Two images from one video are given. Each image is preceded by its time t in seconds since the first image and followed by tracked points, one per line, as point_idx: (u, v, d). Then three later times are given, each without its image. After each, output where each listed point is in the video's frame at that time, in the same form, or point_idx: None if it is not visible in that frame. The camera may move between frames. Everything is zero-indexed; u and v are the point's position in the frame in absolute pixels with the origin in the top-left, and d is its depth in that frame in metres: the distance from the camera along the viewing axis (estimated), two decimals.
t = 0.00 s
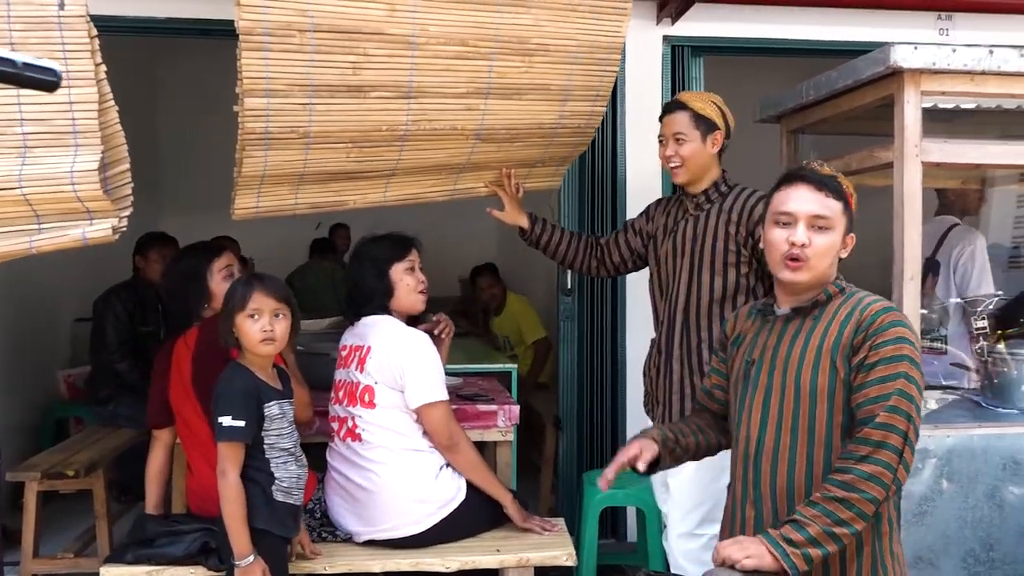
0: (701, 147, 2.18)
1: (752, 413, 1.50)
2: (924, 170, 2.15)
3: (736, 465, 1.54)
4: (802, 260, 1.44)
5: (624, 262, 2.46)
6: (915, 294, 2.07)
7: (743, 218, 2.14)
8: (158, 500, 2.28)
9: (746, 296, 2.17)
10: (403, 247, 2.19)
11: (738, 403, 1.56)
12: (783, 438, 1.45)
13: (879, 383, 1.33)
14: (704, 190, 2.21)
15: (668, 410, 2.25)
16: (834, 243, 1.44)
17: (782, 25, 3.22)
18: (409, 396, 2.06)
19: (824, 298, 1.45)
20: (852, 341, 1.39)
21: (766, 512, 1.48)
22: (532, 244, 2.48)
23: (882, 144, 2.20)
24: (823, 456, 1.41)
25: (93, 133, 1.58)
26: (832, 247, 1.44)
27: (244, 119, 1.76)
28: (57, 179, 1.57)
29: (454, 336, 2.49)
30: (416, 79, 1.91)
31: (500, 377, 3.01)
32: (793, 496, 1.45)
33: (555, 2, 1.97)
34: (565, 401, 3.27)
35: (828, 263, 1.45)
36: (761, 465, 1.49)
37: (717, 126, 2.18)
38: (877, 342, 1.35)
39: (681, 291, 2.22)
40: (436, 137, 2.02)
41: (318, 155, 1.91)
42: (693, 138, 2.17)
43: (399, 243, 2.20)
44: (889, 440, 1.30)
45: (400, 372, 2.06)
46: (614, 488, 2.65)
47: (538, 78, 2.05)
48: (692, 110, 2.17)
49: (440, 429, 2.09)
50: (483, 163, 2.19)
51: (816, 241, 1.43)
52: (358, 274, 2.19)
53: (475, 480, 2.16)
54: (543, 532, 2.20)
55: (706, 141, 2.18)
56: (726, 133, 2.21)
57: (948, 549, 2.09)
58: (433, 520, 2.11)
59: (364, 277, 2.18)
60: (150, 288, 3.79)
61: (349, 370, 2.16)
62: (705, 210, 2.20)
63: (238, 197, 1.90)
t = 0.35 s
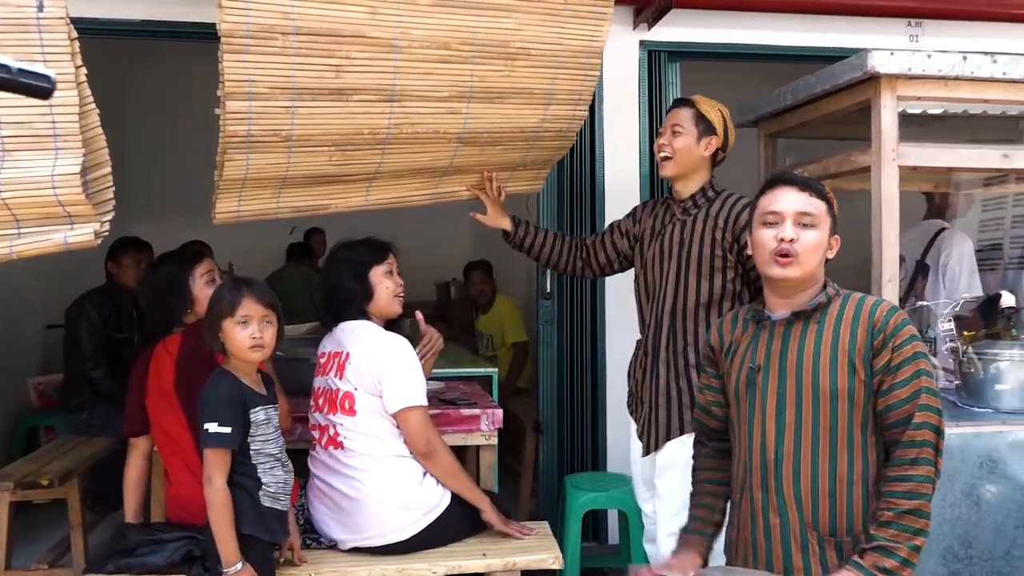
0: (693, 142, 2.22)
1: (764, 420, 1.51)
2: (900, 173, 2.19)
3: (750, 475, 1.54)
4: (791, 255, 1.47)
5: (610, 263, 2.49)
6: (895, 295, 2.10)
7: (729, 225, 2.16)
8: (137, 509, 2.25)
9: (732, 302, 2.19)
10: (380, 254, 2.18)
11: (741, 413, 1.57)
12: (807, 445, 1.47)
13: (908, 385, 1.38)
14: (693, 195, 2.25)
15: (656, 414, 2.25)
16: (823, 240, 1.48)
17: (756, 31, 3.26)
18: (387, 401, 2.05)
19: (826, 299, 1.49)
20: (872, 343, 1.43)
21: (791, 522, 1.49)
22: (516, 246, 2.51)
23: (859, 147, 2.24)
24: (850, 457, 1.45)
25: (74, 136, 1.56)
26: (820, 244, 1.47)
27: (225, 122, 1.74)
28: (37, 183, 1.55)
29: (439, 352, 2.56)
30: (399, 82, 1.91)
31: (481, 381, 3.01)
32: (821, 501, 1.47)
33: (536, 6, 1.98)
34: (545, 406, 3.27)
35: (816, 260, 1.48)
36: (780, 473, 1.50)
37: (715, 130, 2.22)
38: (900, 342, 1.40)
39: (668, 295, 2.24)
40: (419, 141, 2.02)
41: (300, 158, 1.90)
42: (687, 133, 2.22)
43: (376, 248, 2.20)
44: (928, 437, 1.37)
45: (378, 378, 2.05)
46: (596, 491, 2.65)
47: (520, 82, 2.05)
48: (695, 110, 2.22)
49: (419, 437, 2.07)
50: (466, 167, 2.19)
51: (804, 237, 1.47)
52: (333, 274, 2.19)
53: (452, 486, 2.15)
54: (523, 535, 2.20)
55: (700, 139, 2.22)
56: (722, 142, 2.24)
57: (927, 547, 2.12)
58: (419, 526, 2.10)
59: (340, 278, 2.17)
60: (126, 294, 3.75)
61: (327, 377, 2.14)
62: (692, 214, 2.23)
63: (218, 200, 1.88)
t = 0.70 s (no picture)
0: (688, 148, 2.23)
1: (781, 419, 1.56)
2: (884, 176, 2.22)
3: (766, 474, 1.59)
4: (766, 261, 1.57)
5: (602, 266, 2.50)
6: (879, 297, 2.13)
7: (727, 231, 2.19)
8: (123, 513, 2.25)
9: (727, 306, 2.23)
10: (371, 248, 2.19)
11: (757, 409, 1.62)
12: (823, 448, 1.52)
13: (936, 392, 1.42)
14: (689, 201, 2.26)
15: (651, 418, 2.27)
16: (793, 239, 1.54)
17: (740, 35, 3.29)
18: (371, 403, 2.04)
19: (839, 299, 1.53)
20: (895, 349, 1.45)
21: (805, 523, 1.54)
22: (506, 249, 2.51)
23: (843, 150, 2.27)
24: (870, 460, 1.49)
25: (61, 138, 1.55)
26: (789, 243, 1.54)
27: (214, 124, 1.74)
28: (25, 185, 1.53)
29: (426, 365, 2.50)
30: (388, 84, 1.90)
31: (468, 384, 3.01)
32: (837, 503, 1.51)
33: (525, 9, 1.97)
34: (531, 408, 3.29)
35: (791, 257, 1.54)
36: (795, 473, 1.55)
37: (710, 135, 2.24)
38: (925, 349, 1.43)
39: (664, 298, 2.26)
40: (407, 143, 2.02)
41: (289, 161, 1.89)
42: (682, 138, 2.24)
43: (373, 249, 2.20)
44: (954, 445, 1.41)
45: (360, 382, 2.04)
46: (584, 492, 2.66)
47: (509, 85, 2.05)
48: (690, 116, 2.25)
49: (406, 436, 2.07)
50: (454, 170, 2.19)
51: (773, 242, 1.56)
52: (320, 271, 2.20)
53: (445, 484, 2.15)
54: (511, 537, 2.20)
55: (698, 148, 2.24)
56: (718, 149, 2.26)
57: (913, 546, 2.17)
58: (407, 526, 2.10)
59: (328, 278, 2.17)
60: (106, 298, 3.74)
61: (311, 380, 2.14)
62: (689, 220, 2.25)
63: (206, 204, 1.88)
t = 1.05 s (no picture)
0: (614, 163, 2.26)
1: (747, 434, 1.57)
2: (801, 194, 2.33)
3: (734, 489, 1.60)
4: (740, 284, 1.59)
5: (538, 278, 2.52)
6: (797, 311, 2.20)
7: (661, 244, 2.24)
8: (32, 542, 2.18)
9: (662, 319, 2.29)
10: (316, 270, 2.14)
11: (730, 424, 1.64)
12: (785, 464, 1.51)
13: (893, 411, 1.40)
14: (625, 213, 2.30)
15: (589, 435, 2.28)
16: (765, 263, 1.56)
17: (665, 55, 3.37)
18: (300, 421, 2.00)
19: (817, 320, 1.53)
20: (858, 366, 1.45)
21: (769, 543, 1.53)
22: (439, 263, 2.50)
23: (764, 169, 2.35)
24: (830, 480, 1.47)
25: None
26: (759, 266, 1.56)
27: (135, 137, 1.69)
28: None
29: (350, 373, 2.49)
30: (316, 99, 1.88)
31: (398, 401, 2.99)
32: (799, 523, 1.49)
33: (455, 25, 1.96)
34: (461, 423, 3.28)
35: (761, 279, 1.56)
36: (760, 489, 1.54)
37: (631, 144, 2.27)
38: (886, 369, 1.41)
39: (599, 314, 2.30)
40: (336, 158, 2.00)
41: (214, 176, 1.86)
42: (604, 155, 2.26)
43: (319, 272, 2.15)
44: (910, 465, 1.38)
45: (289, 399, 2.00)
46: (514, 508, 2.67)
47: (438, 101, 2.04)
48: (607, 127, 2.28)
49: (336, 455, 2.04)
50: (385, 186, 2.18)
51: (745, 265, 1.58)
52: (257, 286, 2.12)
53: (372, 501, 2.12)
54: (440, 555, 2.19)
55: (620, 158, 2.27)
56: (640, 155, 2.29)
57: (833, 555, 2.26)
58: (335, 545, 2.07)
59: (267, 290, 2.10)
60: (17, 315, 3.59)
61: (238, 398, 2.09)
62: (624, 232, 2.29)
63: (127, 220, 1.84)
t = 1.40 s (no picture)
0: (564, 188, 2.28)
1: (712, 464, 1.61)
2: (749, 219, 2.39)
3: (701, 518, 1.64)
4: (702, 322, 1.59)
5: (496, 297, 2.53)
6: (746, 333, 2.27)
7: (621, 263, 2.27)
8: None
9: (623, 338, 2.31)
10: (266, 291, 2.13)
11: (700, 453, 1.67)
12: (743, 496, 1.53)
13: (845, 446, 1.40)
14: (582, 233, 2.32)
15: (551, 458, 2.28)
16: (717, 302, 1.56)
17: (618, 81, 3.43)
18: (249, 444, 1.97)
19: (781, 349, 1.55)
20: (813, 399, 1.45)
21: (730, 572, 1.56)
22: (395, 285, 2.51)
23: (714, 194, 2.39)
24: (787, 513, 1.49)
25: None
26: (712, 306, 1.56)
27: (82, 155, 1.67)
28: None
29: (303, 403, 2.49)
30: (267, 119, 1.88)
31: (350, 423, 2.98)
32: (758, 557, 1.51)
33: (412, 49, 1.96)
34: (415, 445, 3.27)
35: (719, 318, 1.57)
36: (722, 520, 1.57)
37: (581, 168, 2.28)
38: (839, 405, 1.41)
39: (559, 334, 2.31)
40: (290, 179, 2.01)
41: (160, 196, 1.86)
42: (556, 181, 2.28)
43: (270, 294, 2.14)
44: (863, 503, 1.38)
45: (239, 420, 1.97)
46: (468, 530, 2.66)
47: (392, 123, 2.05)
48: (555, 154, 2.29)
49: (286, 479, 2.01)
50: (337, 208, 2.19)
51: (700, 306, 1.57)
52: (209, 310, 2.09)
53: (325, 526, 2.09)
54: None
55: (571, 183, 2.29)
56: (592, 176, 2.30)
57: None
58: (284, 570, 2.03)
59: (220, 313, 2.07)
60: None
61: (186, 421, 2.06)
62: (582, 253, 2.31)
63: (71, 240, 1.82)
